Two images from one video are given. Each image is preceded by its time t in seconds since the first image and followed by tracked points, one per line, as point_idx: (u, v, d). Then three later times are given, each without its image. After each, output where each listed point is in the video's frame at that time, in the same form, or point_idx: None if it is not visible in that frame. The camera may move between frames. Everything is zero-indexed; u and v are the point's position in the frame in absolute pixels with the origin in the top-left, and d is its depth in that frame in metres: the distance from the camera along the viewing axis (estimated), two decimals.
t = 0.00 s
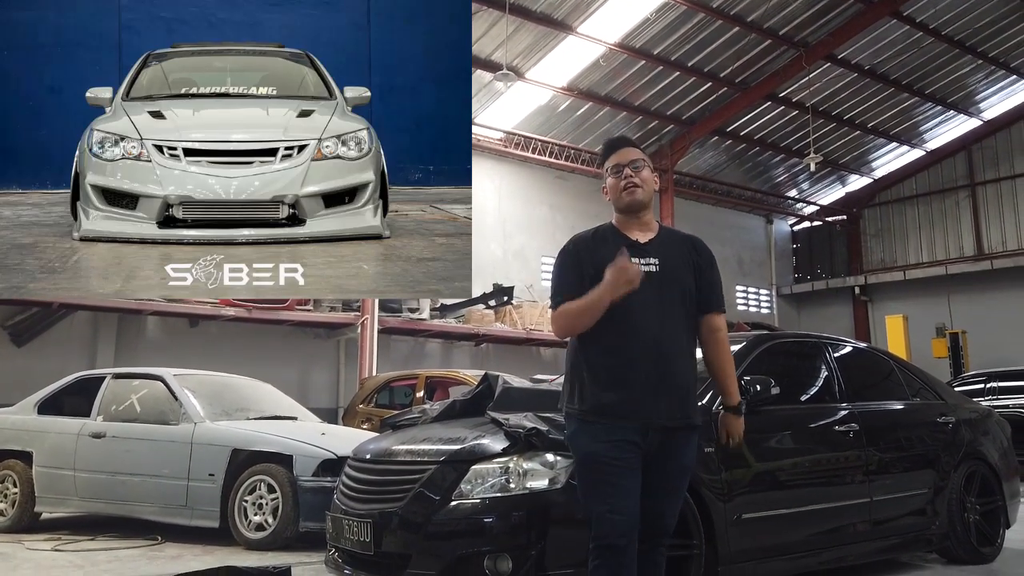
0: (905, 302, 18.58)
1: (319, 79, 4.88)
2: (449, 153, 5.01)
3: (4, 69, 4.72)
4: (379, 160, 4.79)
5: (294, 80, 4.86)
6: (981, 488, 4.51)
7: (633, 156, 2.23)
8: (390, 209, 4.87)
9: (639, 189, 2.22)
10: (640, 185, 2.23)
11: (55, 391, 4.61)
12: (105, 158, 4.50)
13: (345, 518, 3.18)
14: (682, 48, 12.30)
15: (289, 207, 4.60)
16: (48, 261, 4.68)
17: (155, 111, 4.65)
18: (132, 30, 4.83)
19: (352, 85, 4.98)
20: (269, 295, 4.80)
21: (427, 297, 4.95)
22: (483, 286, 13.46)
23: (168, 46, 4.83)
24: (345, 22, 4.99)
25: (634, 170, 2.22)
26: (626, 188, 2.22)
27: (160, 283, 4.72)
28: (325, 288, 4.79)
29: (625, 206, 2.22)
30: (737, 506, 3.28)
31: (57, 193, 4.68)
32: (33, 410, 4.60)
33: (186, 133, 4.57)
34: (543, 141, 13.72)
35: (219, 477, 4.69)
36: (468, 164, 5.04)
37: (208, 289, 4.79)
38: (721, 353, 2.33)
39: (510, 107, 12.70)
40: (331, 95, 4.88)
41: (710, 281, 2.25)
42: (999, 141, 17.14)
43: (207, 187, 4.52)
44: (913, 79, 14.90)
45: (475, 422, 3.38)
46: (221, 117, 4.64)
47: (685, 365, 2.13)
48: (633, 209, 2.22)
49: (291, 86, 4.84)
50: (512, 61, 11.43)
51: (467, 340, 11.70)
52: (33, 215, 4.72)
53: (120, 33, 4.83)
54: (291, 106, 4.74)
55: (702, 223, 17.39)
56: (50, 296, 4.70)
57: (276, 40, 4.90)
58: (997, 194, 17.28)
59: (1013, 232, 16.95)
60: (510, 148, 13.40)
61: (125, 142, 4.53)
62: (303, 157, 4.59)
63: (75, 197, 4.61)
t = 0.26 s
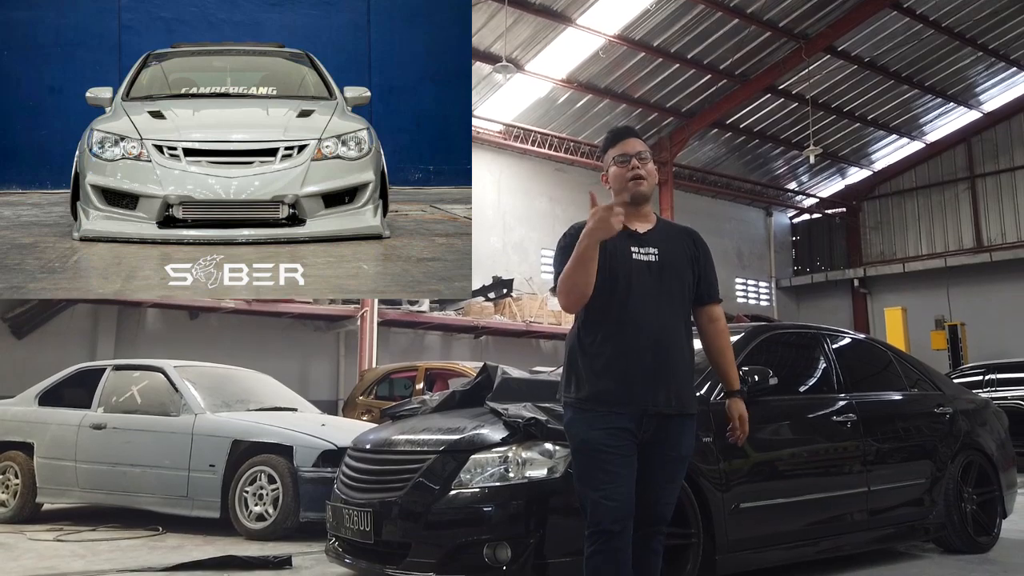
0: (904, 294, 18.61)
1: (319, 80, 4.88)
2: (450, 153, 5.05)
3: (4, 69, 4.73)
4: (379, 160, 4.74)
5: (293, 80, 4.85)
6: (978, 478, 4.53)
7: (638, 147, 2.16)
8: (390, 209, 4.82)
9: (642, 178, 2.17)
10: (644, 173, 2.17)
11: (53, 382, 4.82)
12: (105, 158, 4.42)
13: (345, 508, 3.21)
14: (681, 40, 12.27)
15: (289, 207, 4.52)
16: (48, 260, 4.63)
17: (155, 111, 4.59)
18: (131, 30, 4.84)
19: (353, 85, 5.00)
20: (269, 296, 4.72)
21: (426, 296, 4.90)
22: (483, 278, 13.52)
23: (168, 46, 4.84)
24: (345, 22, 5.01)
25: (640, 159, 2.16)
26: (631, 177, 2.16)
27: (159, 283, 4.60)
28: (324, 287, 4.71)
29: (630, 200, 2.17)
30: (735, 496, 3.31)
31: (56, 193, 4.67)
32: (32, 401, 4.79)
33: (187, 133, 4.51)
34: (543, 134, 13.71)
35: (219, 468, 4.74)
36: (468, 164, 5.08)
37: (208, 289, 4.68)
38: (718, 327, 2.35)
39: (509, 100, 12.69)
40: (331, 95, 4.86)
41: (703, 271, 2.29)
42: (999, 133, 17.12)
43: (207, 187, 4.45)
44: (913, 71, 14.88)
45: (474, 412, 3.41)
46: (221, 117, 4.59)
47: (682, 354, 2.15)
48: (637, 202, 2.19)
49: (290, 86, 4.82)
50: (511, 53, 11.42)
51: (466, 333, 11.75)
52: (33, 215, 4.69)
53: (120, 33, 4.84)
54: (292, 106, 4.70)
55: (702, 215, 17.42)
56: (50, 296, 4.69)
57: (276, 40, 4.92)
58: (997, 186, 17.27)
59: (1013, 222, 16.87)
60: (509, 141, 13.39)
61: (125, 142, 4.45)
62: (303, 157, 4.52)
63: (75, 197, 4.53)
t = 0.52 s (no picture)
0: (904, 284, 18.62)
1: (319, 80, 4.89)
2: (449, 153, 5.03)
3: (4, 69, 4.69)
4: (379, 160, 4.80)
5: (293, 80, 4.86)
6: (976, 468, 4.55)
7: (639, 136, 2.19)
8: (390, 209, 4.90)
9: (643, 169, 2.21)
10: (646, 164, 2.22)
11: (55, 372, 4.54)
12: (105, 158, 4.49)
13: (347, 496, 3.22)
14: (682, 30, 12.23)
15: (289, 207, 4.60)
16: (48, 260, 4.69)
17: (155, 111, 4.64)
18: (131, 30, 4.80)
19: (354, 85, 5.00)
20: (268, 296, 4.77)
21: (426, 296, 4.95)
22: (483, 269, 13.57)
23: (168, 46, 4.81)
24: (344, 21, 4.98)
25: (642, 149, 2.19)
26: (633, 166, 2.20)
27: (159, 283, 4.70)
28: (324, 287, 4.78)
29: (631, 184, 2.22)
30: (734, 484, 3.33)
31: (56, 193, 4.69)
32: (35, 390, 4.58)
33: (187, 133, 4.56)
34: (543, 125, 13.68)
35: (221, 458, 4.76)
36: (468, 164, 5.07)
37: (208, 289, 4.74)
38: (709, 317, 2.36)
39: (510, 90, 12.67)
40: (331, 95, 4.89)
41: (702, 264, 2.31)
42: (1000, 123, 17.07)
43: (207, 188, 4.51)
44: (914, 61, 14.83)
45: (476, 401, 3.40)
46: (221, 117, 4.63)
47: (682, 343, 2.17)
48: (637, 189, 2.23)
49: (290, 86, 4.84)
50: (511, 43, 11.38)
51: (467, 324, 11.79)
52: (33, 215, 4.73)
53: (119, 34, 4.81)
54: (291, 106, 4.74)
55: (702, 205, 17.42)
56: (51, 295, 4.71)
57: (276, 40, 4.89)
58: (998, 176, 17.26)
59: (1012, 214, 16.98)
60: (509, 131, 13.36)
61: (125, 142, 4.52)
62: (303, 157, 4.58)
63: (75, 196, 4.61)
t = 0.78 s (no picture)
0: (904, 274, 18.46)
1: (319, 80, 4.73)
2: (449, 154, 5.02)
3: None
4: (378, 161, 4.85)
5: (294, 82, 4.68)
6: (975, 457, 4.57)
7: (634, 122, 2.19)
8: (390, 209, 4.84)
9: (637, 155, 2.20)
10: (640, 151, 2.21)
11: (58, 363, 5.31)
12: (105, 158, 4.39)
13: (349, 484, 3.24)
14: (683, 18, 12.19)
15: (289, 207, 4.59)
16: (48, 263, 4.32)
17: (155, 111, 4.53)
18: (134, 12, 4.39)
19: (356, 85, 4.92)
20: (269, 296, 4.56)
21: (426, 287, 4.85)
22: (483, 258, 13.51)
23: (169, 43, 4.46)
24: (346, 21, 4.93)
25: (636, 135, 2.19)
26: (625, 153, 2.20)
27: (159, 283, 4.41)
28: (325, 286, 4.67)
29: (624, 171, 2.21)
30: (734, 473, 3.34)
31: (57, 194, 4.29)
32: (37, 380, 5.10)
33: (186, 133, 4.51)
34: (543, 113, 13.63)
35: (223, 446, 4.84)
36: (468, 166, 5.04)
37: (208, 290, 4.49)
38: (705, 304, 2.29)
39: (509, 79, 12.67)
40: (331, 95, 4.80)
41: (698, 253, 2.29)
42: (1001, 113, 17.01)
43: (207, 187, 4.46)
44: (916, 50, 14.81)
45: (476, 390, 3.43)
46: (220, 118, 4.52)
47: (676, 333, 2.14)
48: (631, 175, 2.22)
49: (291, 85, 4.67)
50: (511, 32, 11.38)
51: (467, 313, 11.84)
52: (33, 216, 4.28)
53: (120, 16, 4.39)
54: (292, 106, 4.68)
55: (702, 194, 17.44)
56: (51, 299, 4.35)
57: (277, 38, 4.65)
58: (999, 166, 17.05)
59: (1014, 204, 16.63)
60: (510, 121, 13.31)
61: (125, 142, 4.45)
62: (303, 157, 4.65)
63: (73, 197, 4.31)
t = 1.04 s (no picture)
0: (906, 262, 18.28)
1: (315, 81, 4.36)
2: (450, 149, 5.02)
3: None
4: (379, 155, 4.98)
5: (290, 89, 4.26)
6: (975, 444, 4.59)
7: (606, 101, 1.96)
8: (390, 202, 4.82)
9: (607, 136, 1.95)
10: (610, 131, 1.97)
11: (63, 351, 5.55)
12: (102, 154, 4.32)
13: (352, 472, 3.26)
14: (684, 6, 12.14)
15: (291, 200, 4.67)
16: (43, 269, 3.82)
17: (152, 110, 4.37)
18: None
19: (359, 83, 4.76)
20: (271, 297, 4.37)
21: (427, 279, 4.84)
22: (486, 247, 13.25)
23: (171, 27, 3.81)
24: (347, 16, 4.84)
25: (606, 115, 1.95)
26: (594, 134, 1.95)
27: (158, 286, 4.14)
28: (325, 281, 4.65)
29: (593, 153, 1.96)
30: (735, 461, 3.35)
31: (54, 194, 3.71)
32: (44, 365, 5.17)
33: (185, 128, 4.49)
34: (546, 103, 13.45)
35: (225, 434, 4.86)
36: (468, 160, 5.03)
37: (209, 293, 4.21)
38: (683, 284, 1.97)
39: (510, 65, 12.63)
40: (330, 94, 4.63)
41: (679, 230, 1.99)
42: (1004, 100, 16.86)
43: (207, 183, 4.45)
44: (918, 37, 14.74)
45: (477, 378, 3.45)
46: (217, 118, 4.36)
47: (648, 318, 1.87)
48: (602, 157, 1.96)
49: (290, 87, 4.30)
50: (512, 19, 11.35)
51: (468, 301, 11.91)
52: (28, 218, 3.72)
53: None
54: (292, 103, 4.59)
55: (703, 182, 17.45)
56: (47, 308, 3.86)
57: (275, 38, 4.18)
58: (1001, 154, 16.79)
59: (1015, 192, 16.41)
60: (511, 110, 13.10)
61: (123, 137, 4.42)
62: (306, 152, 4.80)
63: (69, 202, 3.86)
